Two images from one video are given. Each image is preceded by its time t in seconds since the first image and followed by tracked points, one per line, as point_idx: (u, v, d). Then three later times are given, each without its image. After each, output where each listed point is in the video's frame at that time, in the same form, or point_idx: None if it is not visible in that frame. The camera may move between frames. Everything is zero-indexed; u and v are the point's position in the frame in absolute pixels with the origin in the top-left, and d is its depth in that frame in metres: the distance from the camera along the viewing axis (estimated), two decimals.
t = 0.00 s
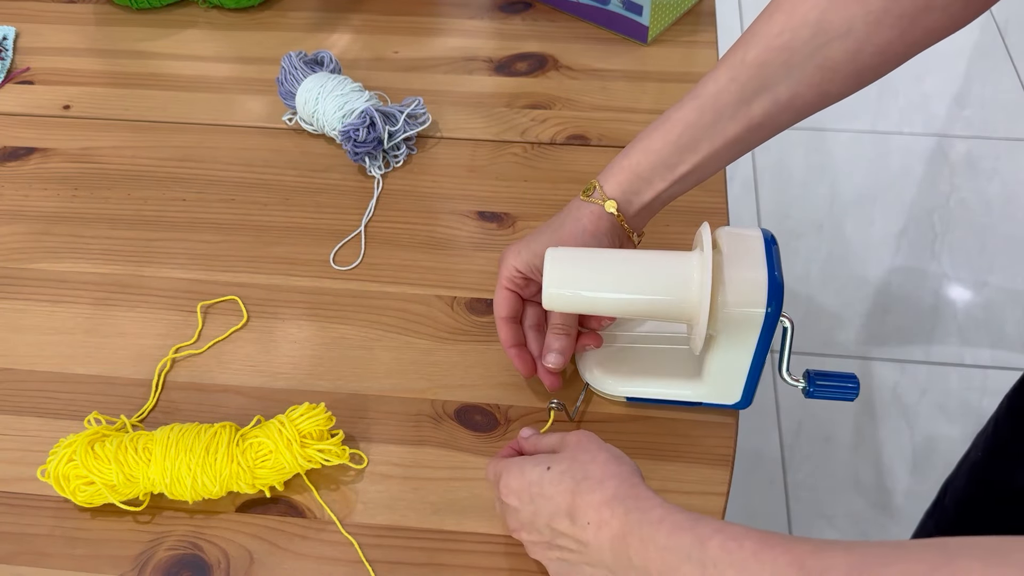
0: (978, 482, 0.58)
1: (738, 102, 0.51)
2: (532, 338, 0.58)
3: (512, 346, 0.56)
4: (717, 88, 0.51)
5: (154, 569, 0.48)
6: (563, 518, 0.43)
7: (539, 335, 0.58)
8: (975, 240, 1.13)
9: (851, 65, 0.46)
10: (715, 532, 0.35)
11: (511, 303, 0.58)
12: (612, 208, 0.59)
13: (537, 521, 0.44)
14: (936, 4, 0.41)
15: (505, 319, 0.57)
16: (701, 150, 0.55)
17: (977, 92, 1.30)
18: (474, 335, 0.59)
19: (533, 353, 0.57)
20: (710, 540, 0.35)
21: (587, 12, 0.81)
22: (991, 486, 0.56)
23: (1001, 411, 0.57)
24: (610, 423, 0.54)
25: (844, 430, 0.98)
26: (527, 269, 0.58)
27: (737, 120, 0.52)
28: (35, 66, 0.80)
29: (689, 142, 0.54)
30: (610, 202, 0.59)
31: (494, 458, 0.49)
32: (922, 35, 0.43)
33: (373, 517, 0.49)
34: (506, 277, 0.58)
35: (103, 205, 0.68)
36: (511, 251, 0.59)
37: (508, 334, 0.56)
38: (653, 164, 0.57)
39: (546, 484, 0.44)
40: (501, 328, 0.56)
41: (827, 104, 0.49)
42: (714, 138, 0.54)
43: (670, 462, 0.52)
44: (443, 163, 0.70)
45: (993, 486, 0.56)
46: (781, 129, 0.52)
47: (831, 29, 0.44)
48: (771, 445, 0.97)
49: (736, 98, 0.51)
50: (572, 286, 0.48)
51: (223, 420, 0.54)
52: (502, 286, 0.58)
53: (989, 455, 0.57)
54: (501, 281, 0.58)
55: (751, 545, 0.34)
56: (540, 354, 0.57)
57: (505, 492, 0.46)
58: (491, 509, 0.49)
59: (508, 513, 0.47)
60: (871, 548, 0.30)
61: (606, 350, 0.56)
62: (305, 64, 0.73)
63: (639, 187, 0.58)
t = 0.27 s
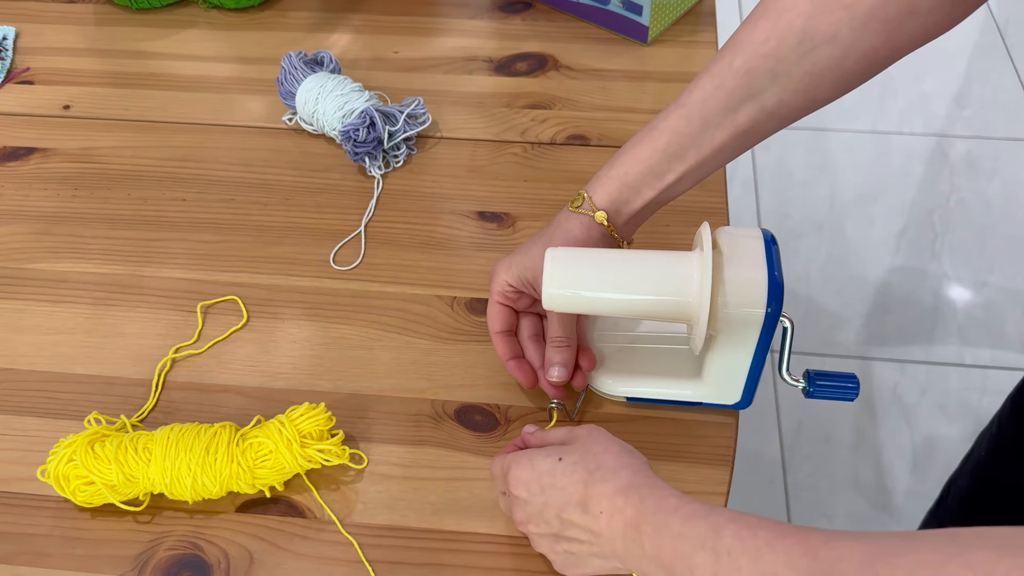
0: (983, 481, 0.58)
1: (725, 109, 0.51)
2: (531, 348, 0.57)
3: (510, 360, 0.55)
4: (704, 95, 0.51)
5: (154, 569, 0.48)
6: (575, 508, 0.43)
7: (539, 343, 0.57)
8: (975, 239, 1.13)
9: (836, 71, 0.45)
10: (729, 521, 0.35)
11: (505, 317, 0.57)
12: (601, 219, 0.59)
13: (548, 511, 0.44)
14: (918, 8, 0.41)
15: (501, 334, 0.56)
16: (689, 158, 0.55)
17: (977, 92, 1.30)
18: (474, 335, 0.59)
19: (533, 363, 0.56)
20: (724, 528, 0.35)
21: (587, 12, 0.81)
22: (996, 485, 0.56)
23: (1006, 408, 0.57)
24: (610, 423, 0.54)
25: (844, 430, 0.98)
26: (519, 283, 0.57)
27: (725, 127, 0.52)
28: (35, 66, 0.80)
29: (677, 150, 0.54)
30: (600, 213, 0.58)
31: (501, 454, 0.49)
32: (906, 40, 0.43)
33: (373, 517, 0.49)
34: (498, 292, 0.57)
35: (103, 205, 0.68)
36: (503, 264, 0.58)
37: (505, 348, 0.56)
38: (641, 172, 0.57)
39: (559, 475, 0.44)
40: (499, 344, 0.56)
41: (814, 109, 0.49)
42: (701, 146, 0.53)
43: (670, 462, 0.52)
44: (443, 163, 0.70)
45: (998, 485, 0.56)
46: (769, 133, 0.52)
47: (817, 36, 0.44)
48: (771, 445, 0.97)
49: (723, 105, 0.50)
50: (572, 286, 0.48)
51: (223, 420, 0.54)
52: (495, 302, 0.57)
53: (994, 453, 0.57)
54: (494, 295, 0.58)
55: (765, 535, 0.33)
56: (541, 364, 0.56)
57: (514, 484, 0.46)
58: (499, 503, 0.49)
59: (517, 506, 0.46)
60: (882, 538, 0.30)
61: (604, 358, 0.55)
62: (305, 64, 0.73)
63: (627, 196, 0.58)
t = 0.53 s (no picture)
0: (986, 479, 0.58)
1: (721, 114, 0.51)
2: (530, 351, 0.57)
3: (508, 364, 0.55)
4: (700, 101, 0.51)
5: (154, 569, 0.48)
6: (579, 507, 0.42)
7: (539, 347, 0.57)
8: (975, 239, 1.13)
9: (832, 75, 0.45)
10: (735, 516, 0.35)
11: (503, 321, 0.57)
12: (598, 224, 0.58)
13: (553, 511, 0.44)
14: (913, 13, 0.41)
15: (498, 338, 0.56)
16: (685, 164, 0.55)
17: (977, 92, 1.30)
18: (474, 335, 0.59)
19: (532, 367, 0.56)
20: (730, 523, 0.34)
21: (587, 12, 0.81)
22: (999, 483, 0.56)
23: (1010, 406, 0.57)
24: (610, 423, 0.54)
25: (844, 430, 0.98)
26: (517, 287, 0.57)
27: (721, 132, 0.52)
28: (35, 66, 0.80)
29: (673, 155, 0.55)
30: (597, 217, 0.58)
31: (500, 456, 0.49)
32: (902, 44, 0.43)
33: (373, 517, 0.49)
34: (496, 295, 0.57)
35: (102, 205, 0.68)
36: (502, 268, 0.58)
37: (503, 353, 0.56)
38: (638, 177, 0.57)
39: (560, 474, 0.44)
40: (497, 348, 0.56)
41: (812, 112, 0.49)
42: (697, 152, 0.54)
43: (670, 462, 0.52)
44: (443, 163, 0.70)
45: (1000, 483, 0.56)
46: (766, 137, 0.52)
47: (812, 41, 0.44)
48: (771, 445, 0.97)
49: (719, 110, 0.51)
50: (572, 286, 0.48)
51: (223, 420, 0.54)
52: (492, 307, 0.57)
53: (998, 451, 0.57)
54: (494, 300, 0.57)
55: (772, 530, 0.33)
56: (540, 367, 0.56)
57: (516, 486, 0.45)
58: (502, 504, 0.48)
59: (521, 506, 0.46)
60: (889, 530, 0.30)
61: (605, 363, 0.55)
62: (305, 64, 0.73)
63: (624, 202, 0.58)
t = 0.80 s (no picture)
0: (987, 480, 0.58)
1: (716, 119, 0.51)
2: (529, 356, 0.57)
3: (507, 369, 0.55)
4: (695, 106, 0.52)
5: (154, 569, 0.48)
6: (591, 503, 0.43)
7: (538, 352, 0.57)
8: (975, 239, 1.13)
9: (826, 79, 0.45)
10: (747, 511, 0.35)
11: (501, 326, 0.57)
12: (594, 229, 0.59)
13: (563, 507, 0.44)
14: (906, 16, 0.40)
15: (496, 343, 0.56)
16: (680, 168, 0.55)
17: (977, 92, 1.30)
18: (474, 335, 0.59)
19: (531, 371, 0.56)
20: (742, 518, 0.35)
21: (587, 12, 0.81)
22: (999, 483, 0.57)
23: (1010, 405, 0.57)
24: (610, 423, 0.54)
25: (844, 430, 0.98)
26: (513, 292, 0.57)
27: (716, 137, 0.52)
28: (35, 66, 0.80)
29: (668, 160, 0.55)
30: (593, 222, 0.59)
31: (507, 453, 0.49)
32: (895, 48, 0.42)
33: (373, 517, 0.49)
34: (494, 301, 0.57)
35: (102, 205, 0.68)
36: (499, 273, 0.58)
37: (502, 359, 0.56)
38: (634, 182, 0.57)
39: (571, 470, 0.44)
40: (495, 354, 0.56)
41: (806, 116, 0.49)
42: (692, 157, 0.54)
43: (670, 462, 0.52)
44: (443, 163, 0.70)
45: (1000, 483, 0.56)
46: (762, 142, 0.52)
47: (806, 45, 0.44)
48: (771, 445, 0.97)
49: (714, 116, 0.51)
50: (572, 287, 0.48)
51: (223, 420, 0.54)
52: (489, 313, 0.57)
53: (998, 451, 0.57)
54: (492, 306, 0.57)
55: (784, 523, 0.33)
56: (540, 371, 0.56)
57: (526, 484, 0.45)
58: (510, 501, 0.49)
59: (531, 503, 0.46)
60: (892, 528, 0.29)
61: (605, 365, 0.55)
62: (305, 64, 0.73)
63: (620, 206, 0.59)
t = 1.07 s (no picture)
0: (987, 480, 0.58)
1: (711, 123, 0.51)
2: (530, 358, 0.57)
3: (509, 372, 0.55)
4: (690, 111, 0.52)
5: (154, 569, 0.48)
6: (602, 494, 0.42)
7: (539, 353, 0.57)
8: (975, 239, 1.13)
9: (822, 84, 0.45)
10: (760, 501, 0.35)
11: (501, 329, 0.57)
12: (593, 231, 0.59)
13: (575, 498, 0.44)
14: (901, 21, 0.40)
15: (496, 346, 0.56)
16: (677, 172, 0.55)
17: (977, 92, 1.30)
18: (474, 335, 0.59)
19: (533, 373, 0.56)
20: (754, 509, 0.35)
21: (587, 12, 0.81)
22: (998, 483, 0.57)
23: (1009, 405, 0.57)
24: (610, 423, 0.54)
25: (844, 430, 0.98)
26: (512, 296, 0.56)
27: (712, 141, 0.52)
28: (35, 66, 0.80)
29: (665, 164, 0.55)
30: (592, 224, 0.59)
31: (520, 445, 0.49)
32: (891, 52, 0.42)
33: (373, 517, 0.49)
34: (493, 305, 0.57)
35: (103, 205, 0.68)
36: (498, 277, 0.58)
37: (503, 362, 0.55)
38: (630, 186, 0.57)
39: (581, 462, 0.44)
40: (496, 357, 0.55)
41: (802, 119, 0.49)
42: (688, 161, 0.54)
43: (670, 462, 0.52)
44: (443, 163, 0.70)
45: (1000, 483, 0.57)
46: (757, 145, 0.52)
47: (801, 49, 0.44)
48: (771, 445, 0.97)
49: (709, 120, 0.51)
50: (571, 288, 0.48)
51: (223, 420, 0.54)
52: (489, 317, 0.57)
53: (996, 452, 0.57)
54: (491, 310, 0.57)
55: (797, 513, 0.33)
56: (542, 372, 0.56)
57: (538, 475, 0.45)
58: (523, 492, 0.49)
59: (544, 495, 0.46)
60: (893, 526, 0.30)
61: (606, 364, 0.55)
62: (305, 64, 0.73)
63: (617, 210, 0.59)
